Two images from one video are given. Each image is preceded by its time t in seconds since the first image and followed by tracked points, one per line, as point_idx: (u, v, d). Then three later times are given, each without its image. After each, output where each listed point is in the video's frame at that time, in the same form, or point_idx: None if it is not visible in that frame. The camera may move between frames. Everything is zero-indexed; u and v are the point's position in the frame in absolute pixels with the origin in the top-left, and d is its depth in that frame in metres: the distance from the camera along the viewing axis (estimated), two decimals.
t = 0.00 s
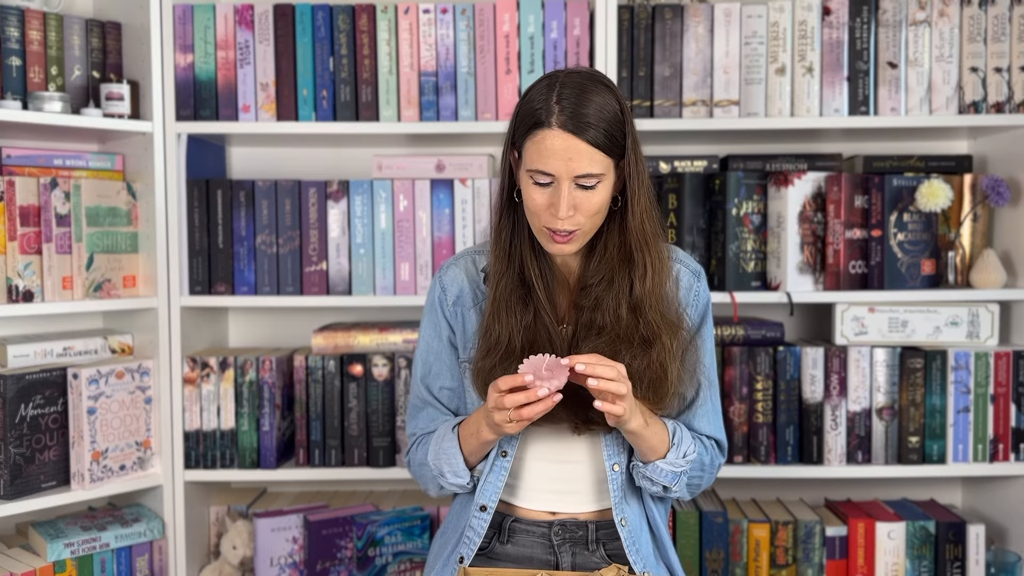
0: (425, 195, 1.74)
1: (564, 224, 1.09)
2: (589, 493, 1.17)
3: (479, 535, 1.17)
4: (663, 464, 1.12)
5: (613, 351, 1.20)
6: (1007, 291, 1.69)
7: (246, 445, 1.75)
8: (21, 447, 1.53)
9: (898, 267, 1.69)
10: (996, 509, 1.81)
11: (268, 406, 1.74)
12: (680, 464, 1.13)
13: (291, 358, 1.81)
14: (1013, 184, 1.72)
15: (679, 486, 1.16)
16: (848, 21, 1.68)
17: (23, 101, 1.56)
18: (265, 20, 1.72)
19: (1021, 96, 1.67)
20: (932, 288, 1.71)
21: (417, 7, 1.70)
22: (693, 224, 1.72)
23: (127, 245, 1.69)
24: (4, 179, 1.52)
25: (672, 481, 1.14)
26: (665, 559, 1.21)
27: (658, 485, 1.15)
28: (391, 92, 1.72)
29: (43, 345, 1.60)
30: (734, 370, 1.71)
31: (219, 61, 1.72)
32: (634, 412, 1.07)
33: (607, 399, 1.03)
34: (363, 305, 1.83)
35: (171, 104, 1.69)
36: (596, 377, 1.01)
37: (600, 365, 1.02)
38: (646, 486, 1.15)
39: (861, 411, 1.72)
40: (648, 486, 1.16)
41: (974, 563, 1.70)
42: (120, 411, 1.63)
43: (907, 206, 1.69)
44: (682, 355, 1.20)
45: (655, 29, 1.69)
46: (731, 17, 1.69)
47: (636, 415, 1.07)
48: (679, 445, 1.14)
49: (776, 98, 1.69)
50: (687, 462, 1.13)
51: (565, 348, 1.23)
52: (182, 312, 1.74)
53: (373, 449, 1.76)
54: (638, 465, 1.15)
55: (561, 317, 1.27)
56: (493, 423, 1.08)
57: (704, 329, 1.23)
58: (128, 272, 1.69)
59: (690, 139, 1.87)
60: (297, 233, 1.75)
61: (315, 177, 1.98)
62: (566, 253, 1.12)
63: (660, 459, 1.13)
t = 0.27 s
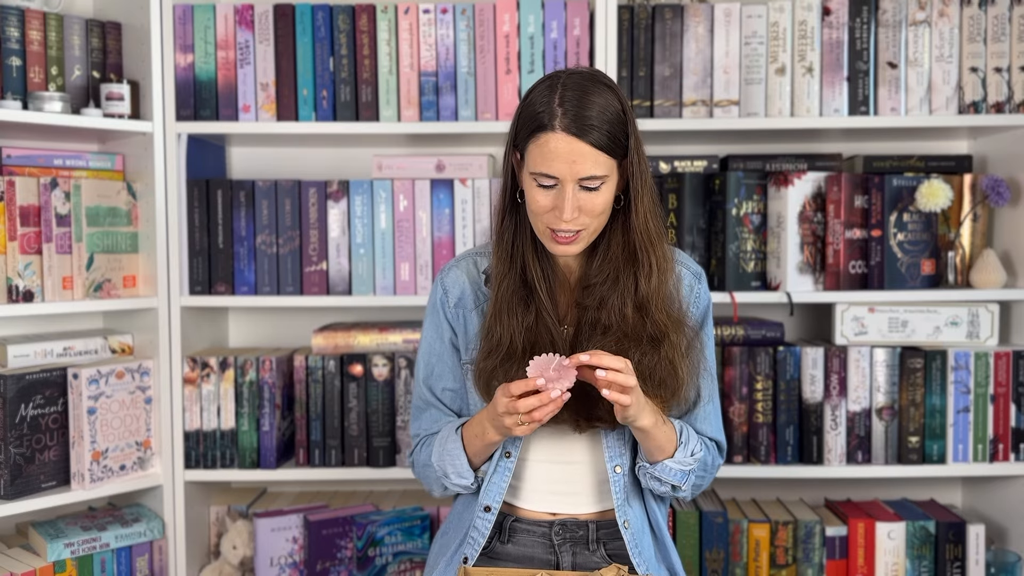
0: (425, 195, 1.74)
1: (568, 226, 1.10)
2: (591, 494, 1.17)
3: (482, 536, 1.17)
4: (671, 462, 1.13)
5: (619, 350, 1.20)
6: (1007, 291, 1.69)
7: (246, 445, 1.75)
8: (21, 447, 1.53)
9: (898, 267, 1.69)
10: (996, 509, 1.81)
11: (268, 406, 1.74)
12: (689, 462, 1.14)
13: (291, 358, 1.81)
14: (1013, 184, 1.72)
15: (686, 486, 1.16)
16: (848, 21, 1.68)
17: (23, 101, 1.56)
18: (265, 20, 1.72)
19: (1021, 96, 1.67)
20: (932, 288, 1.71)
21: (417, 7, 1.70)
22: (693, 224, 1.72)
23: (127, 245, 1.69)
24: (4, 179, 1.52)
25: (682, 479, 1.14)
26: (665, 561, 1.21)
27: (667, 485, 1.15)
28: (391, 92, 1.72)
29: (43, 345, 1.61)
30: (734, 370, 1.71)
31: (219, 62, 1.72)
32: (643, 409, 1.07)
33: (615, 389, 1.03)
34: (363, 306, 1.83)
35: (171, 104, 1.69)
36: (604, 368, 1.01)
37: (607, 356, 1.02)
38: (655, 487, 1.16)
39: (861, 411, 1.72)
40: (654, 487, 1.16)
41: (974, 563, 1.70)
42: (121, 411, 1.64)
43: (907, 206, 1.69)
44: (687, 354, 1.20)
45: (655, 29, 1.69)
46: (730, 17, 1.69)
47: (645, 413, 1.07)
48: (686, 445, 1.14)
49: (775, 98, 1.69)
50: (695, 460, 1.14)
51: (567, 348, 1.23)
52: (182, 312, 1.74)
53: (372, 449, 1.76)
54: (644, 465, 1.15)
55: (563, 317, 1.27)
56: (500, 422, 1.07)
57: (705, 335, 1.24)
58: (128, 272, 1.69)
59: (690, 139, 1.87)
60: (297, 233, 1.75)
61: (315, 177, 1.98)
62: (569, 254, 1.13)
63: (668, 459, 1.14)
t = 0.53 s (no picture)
0: (425, 195, 1.74)
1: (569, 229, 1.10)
2: (591, 494, 1.17)
3: (482, 536, 1.17)
4: (673, 462, 1.13)
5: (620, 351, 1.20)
6: (1007, 291, 1.69)
7: (246, 445, 1.75)
8: (21, 447, 1.53)
9: (897, 267, 1.69)
10: (996, 509, 1.81)
11: (268, 406, 1.74)
12: (691, 462, 1.14)
13: (291, 358, 1.81)
14: (1013, 184, 1.72)
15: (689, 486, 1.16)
16: (848, 21, 1.68)
17: (23, 101, 1.56)
18: (265, 20, 1.72)
19: (1021, 96, 1.67)
20: (932, 288, 1.71)
21: (418, 7, 1.70)
22: (693, 224, 1.72)
23: (127, 245, 1.69)
24: (4, 179, 1.52)
25: (684, 480, 1.14)
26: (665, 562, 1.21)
27: (669, 485, 1.15)
28: (391, 92, 1.72)
29: (43, 345, 1.60)
30: (734, 370, 1.71)
31: (219, 61, 1.72)
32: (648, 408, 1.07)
33: (623, 385, 1.03)
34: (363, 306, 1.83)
35: (171, 104, 1.69)
36: (613, 364, 1.01)
37: (616, 352, 1.02)
38: (657, 486, 1.16)
39: (861, 411, 1.72)
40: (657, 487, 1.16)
41: (974, 563, 1.70)
42: (121, 411, 1.63)
43: (907, 206, 1.69)
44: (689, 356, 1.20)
45: (655, 29, 1.69)
46: (730, 17, 1.69)
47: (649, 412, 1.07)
48: (688, 446, 1.14)
49: (775, 98, 1.70)
50: (697, 459, 1.14)
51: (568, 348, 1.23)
52: (182, 312, 1.74)
53: (373, 449, 1.76)
54: (646, 465, 1.15)
55: (563, 317, 1.27)
56: (499, 420, 1.07)
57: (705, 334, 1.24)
58: (128, 272, 1.69)
59: (689, 139, 1.87)
60: (297, 233, 1.75)
61: (315, 177, 1.98)
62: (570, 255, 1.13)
63: (671, 458, 1.14)
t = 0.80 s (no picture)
0: (425, 195, 1.74)
1: (567, 230, 1.10)
2: (590, 494, 1.17)
3: (482, 537, 1.17)
4: (673, 465, 1.13)
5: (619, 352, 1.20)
6: (1007, 291, 1.69)
7: (246, 445, 1.75)
8: (21, 447, 1.53)
9: (897, 267, 1.69)
10: (996, 509, 1.81)
11: (268, 406, 1.74)
12: (691, 464, 1.14)
13: (291, 358, 1.81)
14: (1013, 184, 1.72)
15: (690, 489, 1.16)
16: (848, 21, 1.68)
17: (23, 101, 1.56)
18: (265, 20, 1.72)
19: (1021, 96, 1.67)
20: (932, 288, 1.71)
21: (417, 7, 1.70)
22: (693, 224, 1.72)
23: (127, 245, 1.69)
24: (4, 179, 1.52)
25: (683, 482, 1.14)
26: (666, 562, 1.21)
27: (669, 486, 1.15)
28: (391, 92, 1.72)
29: (43, 345, 1.60)
30: (734, 370, 1.71)
31: (219, 61, 1.72)
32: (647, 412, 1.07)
33: (621, 395, 1.03)
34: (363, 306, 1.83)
35: (171, 104, 1.69)
36: (609, 374, 1.01)
37: (613, 362, 1.02)
38: (657, 488, 1.16)
39: (861, 411, 1.72)
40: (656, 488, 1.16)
41: (974, 563, 1.70)
42: (121, 411, 1.64)
43: (908, 206, 1.69)
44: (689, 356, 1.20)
45: (655, 29, 1.69)
46: (730, 17, 1.69)
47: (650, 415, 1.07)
48: (687, 446, 1.14)
49: (776, 98, 1.69)
50: (697, 461, 1.14)
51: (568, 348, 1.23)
52: (182, 313, 1.74)
53: (373, 449, 1.76)
54: (646, 467, 1.16)
55: (563, 318, 1.27)
56: (497, 418, 1.07)
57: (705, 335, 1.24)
58: (128, 272, 1.69)
59: (689, 139, 1.87)
60: (297, 233, 1.75)
61: (315, 177, 1.98)
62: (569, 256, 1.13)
63: (671, 460, 1.14)
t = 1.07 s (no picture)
0: (425, 195, 1.74)
1: (567, 226, 1.10)
2: (590, 495, 1.17)
3: (481, 539, 1.17)
4: (691, 475, 1.12)
5: (618, 352, 1.19)
6: (1007, 291, 1.69)
7: (246, 445, 1.75)
8: (21, 447, 1.53)
9: (897, 267, 1.69)
10: (996, 509, 1.81)
11: (268, 406, 1.74)
12: (708, 472, 1.13)
13: (291, 358, 1.81)
14: (1013, 183, 1.72)
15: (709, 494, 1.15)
16: (848, 21, 1.68)
17: (23, 101, 1.56)
18: (265, 20, 1.72)
19: (1021, 96, 1.67)
20: (932, 288, 1.71)
21: (417, 7, 1.70)
22: (693, 224, 1.72)
23: (127, 245, 1.69)
24: (4, 179, 1.52)
25: (703, 490, 1.13)
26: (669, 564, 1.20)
27: (689, 497, 1.14)
28: (391, 92, 1.72)
29: (43, 345, 1.60)
30: (734, 370, 1.71)
31: (219, 61, 1.72)
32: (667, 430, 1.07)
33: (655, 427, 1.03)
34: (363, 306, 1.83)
35: (171, 104, 1.69)
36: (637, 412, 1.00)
37: (637, 400, 1.01)
38: (676, 499, 1.15)
39: (861, 411, 1.72)
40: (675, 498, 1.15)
41: (974, 563, 1.70)
42: (121, 411, 1.63)
43: (907, 206, 1.69)
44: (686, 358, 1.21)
45: (655, 29, 1.69)
46: (730, 17, 1.69)
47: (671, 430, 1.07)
48: (701, 454, 1.14)
49: (776, 98, 1.69)
50: (714, 468, 1.14)
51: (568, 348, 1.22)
52: (182, 312, 1.74)
53: (372, 449, 1.76)
54: (663, 479, 1.15)
55: (562, 318, 1.27)
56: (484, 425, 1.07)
57: (706, 335, 1.24)
58: (128, 272, 1.69)
59: (689, 139, 1.87)
60: (297, 233, 1.75)
61: (315, 177, 1.98)
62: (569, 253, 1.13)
63: (688, 470, 1.13)
